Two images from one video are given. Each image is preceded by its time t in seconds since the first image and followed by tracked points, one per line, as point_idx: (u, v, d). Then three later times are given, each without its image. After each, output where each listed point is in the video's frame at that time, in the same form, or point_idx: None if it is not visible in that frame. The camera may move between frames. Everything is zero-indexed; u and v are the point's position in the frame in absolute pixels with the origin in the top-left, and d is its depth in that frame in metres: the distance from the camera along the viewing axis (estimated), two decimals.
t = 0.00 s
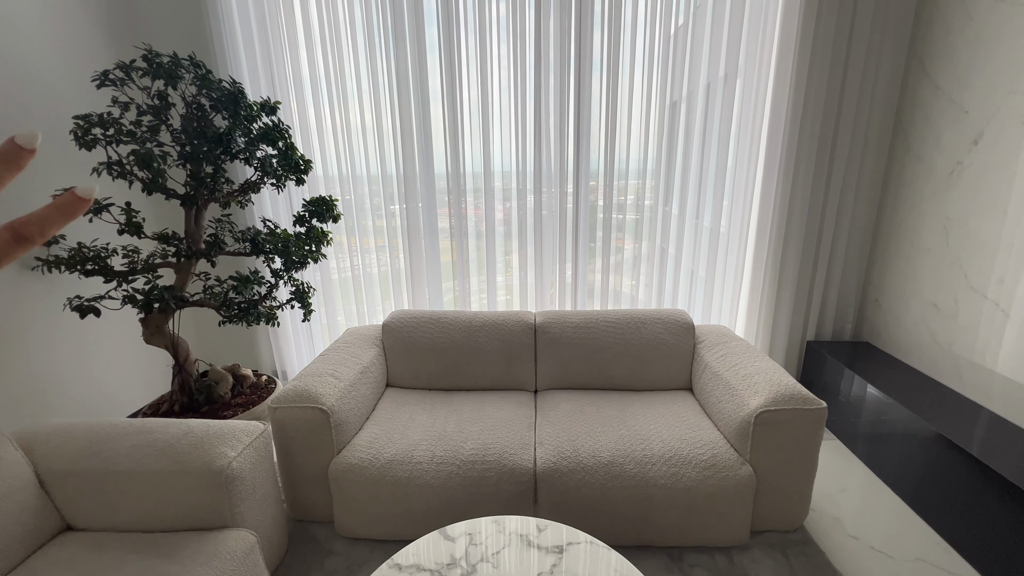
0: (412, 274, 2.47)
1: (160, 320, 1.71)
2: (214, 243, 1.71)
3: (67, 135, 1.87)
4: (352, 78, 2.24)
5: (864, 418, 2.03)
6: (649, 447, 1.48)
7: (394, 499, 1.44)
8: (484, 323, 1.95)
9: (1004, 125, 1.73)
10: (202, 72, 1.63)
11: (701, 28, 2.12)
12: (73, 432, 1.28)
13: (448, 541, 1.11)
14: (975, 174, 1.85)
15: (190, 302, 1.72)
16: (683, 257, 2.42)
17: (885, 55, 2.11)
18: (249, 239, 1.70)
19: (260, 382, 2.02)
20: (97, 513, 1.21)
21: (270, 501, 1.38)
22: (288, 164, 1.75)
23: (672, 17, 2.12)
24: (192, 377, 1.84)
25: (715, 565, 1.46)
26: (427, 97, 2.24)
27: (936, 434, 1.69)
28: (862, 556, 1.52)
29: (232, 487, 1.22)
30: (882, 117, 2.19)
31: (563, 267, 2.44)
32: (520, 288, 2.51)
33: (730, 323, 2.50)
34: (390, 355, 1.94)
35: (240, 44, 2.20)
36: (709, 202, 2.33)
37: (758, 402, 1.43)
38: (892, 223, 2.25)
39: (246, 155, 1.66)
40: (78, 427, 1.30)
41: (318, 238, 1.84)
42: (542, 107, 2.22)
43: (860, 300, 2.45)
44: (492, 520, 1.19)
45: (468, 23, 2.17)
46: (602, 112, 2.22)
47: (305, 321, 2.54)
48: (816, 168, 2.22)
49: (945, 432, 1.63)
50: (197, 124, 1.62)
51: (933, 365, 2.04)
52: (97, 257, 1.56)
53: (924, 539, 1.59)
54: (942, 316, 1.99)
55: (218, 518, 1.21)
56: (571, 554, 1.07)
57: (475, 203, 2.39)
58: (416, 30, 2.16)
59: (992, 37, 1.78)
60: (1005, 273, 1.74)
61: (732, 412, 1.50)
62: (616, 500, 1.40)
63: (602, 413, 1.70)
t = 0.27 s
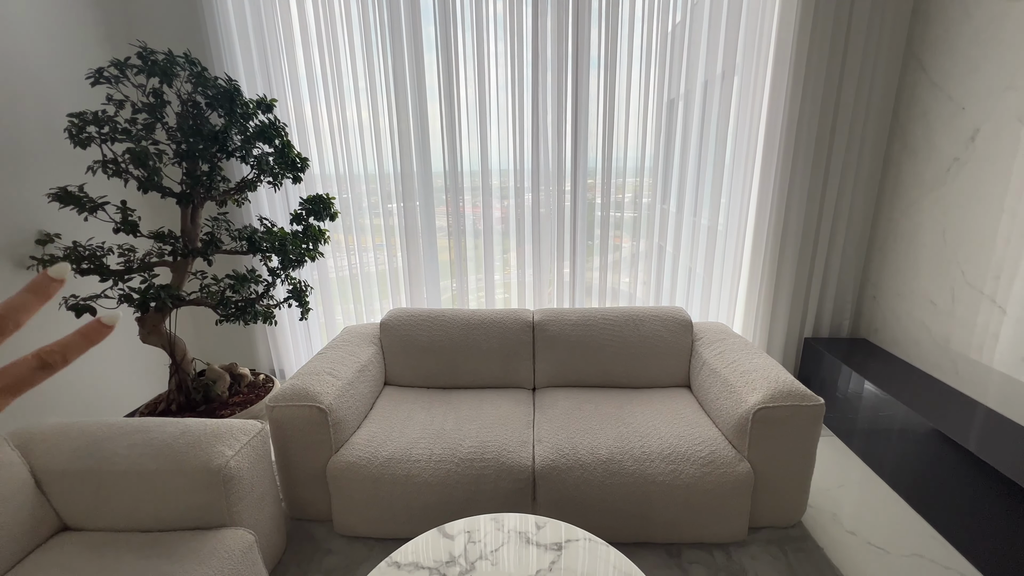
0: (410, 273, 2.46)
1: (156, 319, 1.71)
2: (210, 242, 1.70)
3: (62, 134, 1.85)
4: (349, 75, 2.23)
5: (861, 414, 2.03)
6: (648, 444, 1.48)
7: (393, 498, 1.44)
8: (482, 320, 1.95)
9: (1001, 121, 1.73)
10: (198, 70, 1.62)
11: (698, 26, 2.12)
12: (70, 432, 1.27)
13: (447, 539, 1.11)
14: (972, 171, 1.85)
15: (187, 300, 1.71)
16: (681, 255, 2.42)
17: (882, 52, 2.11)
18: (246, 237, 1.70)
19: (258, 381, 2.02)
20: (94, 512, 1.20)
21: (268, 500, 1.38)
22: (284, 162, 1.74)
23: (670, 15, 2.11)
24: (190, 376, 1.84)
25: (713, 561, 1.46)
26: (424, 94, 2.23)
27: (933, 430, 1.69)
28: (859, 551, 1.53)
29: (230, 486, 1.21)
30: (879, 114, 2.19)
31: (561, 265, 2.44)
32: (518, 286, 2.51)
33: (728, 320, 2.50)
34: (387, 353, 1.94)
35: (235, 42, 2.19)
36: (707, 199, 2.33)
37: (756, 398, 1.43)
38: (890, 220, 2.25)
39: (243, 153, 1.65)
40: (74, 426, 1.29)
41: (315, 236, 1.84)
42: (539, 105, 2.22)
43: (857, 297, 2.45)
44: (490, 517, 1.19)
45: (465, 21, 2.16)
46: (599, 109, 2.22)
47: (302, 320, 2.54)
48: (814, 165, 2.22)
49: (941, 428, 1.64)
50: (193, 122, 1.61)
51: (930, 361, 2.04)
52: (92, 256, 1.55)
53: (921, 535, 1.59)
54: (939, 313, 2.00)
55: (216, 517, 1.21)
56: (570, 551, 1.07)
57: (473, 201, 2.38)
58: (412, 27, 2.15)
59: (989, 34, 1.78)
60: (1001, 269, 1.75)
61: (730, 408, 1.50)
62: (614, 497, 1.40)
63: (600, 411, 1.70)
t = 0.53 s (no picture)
0: (409, 271, 2.46)
1: (156, 317, 1.70)
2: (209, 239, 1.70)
3: (61, 132, 1.85)
4: (348, 73, 2.23)
5: (860, 411, 2.04)
6: (647, 441, 1.48)
7: (393, 495, 1.44)
8: (482, 318, 1.95)
9: (999, 119, 1.74)
10: (197, 68, 1.61)
11: (697, 24, 2.12)
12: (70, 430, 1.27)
13: (448, 536, 1.12)
14: (970, 169, 1.85)
15: (186, 299, 1.70)
16: (680, 253, 2.42)
17: (881, 50, 2.11)
18: (245, 235, 1.69)
19: (258, 379, 2.02)
20: (94, 510, 1.20)
21: (268, 497, 1.38)
22: (284, 160, 1.74)
23: (669, 13, 2.11)
24: (189, 374, 1.83)
25: (713, 557, 1.47)
26: (423, 93, 2.23)
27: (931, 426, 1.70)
28: (858, 547, 1.54)
29: (231, 483, 1.21)
30: (878, 112, 2.19)
31: (560, 264, 2.44)
32: (518, 284, 2.51)
33: (727, 318, 2.51)
34: (387, 351, 1.94)
35: (234, 40, 2.19)
36: (706, 197, 2.34)
37: (756, 395, 1.43)
38: (888, 217, 2.26)
39: (241, 151, 1.65)
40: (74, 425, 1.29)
41: (315, 234, 1.83)
42: (539, 103, 2.22)
43: (856, 295, 2.46)
44: (490, 514, 1.19)
45: (464, 19, 2.16)
46: (599, 107, 2.22)
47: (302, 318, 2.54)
48: (813, 163, 2.22)
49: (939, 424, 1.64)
50: (191, 119, 1.60)
51: (927, 358, 2.05)
52: (91, 254, 1.54)
53: (919, 531, 1.60)
54: (937, 310, 2.00)
55: (216, 514, 1.21)
56: (570, 547, 1.07)
57: (472, 200, 2.38)
58: (411, 25, 2.14)
59: (987, 32, 1.79)
60: (999, 267, 1.75)
61: (729, 405, 1.50)
62: (614, 493, 1.41)
63: (600, 408, 1.70)
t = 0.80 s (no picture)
0: (410, 270, 2.46)
1: (156, 316, 1.70)
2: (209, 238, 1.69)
3: (61, 130, 1.85)
4: (348, 72, 2.22)
5: (860, 410, 2.04)
6: (647, 440, 1.48)
7: (393, 494, 1.44)
8: (482, 317, 1.95)
9: (1000, 118, 1.74)
10: (197, 66, 1.61)
11: (698, 23, 2.12)
12: (70, 429, 1.27)
13: (448, 534, 1.12)
14: (970, 168, 1.85)
15: (186, 297, 1.70)
16: (680, 252, 2.42)
17: (882, 49, 2.11)
18: (245, 234, 1.69)
19: (258, 378, 2.02)
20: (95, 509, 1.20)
21: (268, 496, 1.38)
22: (283, 159, 1.73)
23: (670, 12, 2.11)
24: (189, 373, 1.83)
25: (713, 556, 1.47)
26: (424, 92, 2.23)
27: (931, 426, 1.70)
28: (858, 546, 1.54)
29: (231, 482, 1.21)
30: (879, 111, 2.19)
31: (560, 263, 2.44)
32: (518, 284, 2.51)
33: (727, 318, 2.51)
34: (387, 350, 1.94)
35: (234, 39, 2.18)
36: (706, 197, 2.33)
37: (756, 394, 1.43)
38: (889, 217, 2.25)
39: (241, 150, 1.65)
40: (74, 423, 1.29)
41: (315, 233, 1.83)
42: (539, 102, 2.22)
43: (856, 294, 2.46)
44: (491, 513, 1.19)
45: (464, 18, 2.15)
46: (599, 106, 2.21)
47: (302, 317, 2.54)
48: (813, 162, 2.22)
49: (939, 424, 1.65)
50: (191, 118, 1.60)
51: (927, 357, 2.05)
52: (91, 252, 1.54)
53: (918, 530, 1.60)
54: (938, 309, 2.00)
55: (217, 512, 1.21)
56: (570, 546, 1.08)
57: (473, 199, 2.38)
58: (412, 24, 2.14)
59: (988, 31, 1.79)
60: (1000, 266, 1.75)
61: (730, 404, 1.50)
62: (614, 492, 1.41)
63: (601, 407, 1.70)
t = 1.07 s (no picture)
0: (410, 269, 2.46)
1: (156, 314, 1.70)
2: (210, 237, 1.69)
3: (62, 129, 1.85)
4: (349, 71, 2.22)
5: (861, 410, 2.04)
6: (648, 439, 1.48)
7: (394, 493, 1.44)
8: (483, 316, 1.95)
9: (1003, 117, 1.73)
10: (197, 65, 1.61)
11: (699, 22, 2.11)
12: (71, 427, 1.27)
13: (449, 533, 1.12)
14: (972, 167, 1.85)
15: (187, 296, 1.70)
16: (681, 251, 2.42)
17: (884, 48, 2.10)
18: (246, 232, 1.69)
19: (259, 377, 2.02)
20: (96, 507, 1.20)
21: (269, 495, 1.38)
22: (284, 158, 1.73)
23: (671, 10, 2.10)
24: (190, 372, 1.83)
25: (714, 555, 1.47)
26: (425, 91, 2.23)
27: (932, 425, 1.70)
28: (859, 545, 1.54)
29: (232, 481, 1.21)
30: (881, 110, 2.19)
31: (561, 262, 2.43)
32: (519, 283, 2.51)
33: (728, 317, 2.51)
34: (388, 349, 1.94)
35: (235, 37, 2.18)
36: (707, 195, 2.33)
37: (757, 393, 1.43)
38: (891, 216, 2.25)
39: (242, 148, 1.64)
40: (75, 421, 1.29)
41: (315, 232, 1.83)
42: (540, 101, 2.21)
43: (857, 293, 2.46)
44: (492, 511, 1.19)
45: (465, 17, 2.15)
46: (600, 105, 2.21)
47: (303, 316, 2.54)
48: (815, 161, 2.22)
49: (941, 423, 1.64)
50: (192, 117, 1.60)
51: (929, 357, 2.05)
52: (92, 251, 1.54)
53: (920, 529, 1.60)
54: (939, 309, 2.00)
55: (218, 511, 1.21)
56: (571, 545, 1.07)
57: (474, 198, 2.38)
58: (413, 23, 2.14)
59: (991, 29, 1.78)
60: (1002, 265, 1.75)
61: (731, 404, 1.50)
62: (615, 491, 1.41)
63: (601, 406, 1.70)
